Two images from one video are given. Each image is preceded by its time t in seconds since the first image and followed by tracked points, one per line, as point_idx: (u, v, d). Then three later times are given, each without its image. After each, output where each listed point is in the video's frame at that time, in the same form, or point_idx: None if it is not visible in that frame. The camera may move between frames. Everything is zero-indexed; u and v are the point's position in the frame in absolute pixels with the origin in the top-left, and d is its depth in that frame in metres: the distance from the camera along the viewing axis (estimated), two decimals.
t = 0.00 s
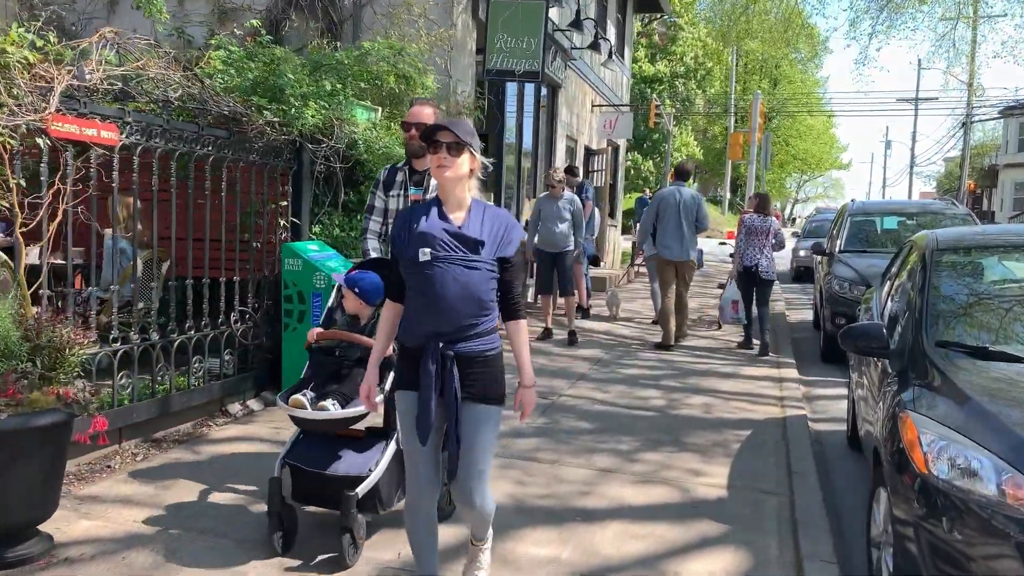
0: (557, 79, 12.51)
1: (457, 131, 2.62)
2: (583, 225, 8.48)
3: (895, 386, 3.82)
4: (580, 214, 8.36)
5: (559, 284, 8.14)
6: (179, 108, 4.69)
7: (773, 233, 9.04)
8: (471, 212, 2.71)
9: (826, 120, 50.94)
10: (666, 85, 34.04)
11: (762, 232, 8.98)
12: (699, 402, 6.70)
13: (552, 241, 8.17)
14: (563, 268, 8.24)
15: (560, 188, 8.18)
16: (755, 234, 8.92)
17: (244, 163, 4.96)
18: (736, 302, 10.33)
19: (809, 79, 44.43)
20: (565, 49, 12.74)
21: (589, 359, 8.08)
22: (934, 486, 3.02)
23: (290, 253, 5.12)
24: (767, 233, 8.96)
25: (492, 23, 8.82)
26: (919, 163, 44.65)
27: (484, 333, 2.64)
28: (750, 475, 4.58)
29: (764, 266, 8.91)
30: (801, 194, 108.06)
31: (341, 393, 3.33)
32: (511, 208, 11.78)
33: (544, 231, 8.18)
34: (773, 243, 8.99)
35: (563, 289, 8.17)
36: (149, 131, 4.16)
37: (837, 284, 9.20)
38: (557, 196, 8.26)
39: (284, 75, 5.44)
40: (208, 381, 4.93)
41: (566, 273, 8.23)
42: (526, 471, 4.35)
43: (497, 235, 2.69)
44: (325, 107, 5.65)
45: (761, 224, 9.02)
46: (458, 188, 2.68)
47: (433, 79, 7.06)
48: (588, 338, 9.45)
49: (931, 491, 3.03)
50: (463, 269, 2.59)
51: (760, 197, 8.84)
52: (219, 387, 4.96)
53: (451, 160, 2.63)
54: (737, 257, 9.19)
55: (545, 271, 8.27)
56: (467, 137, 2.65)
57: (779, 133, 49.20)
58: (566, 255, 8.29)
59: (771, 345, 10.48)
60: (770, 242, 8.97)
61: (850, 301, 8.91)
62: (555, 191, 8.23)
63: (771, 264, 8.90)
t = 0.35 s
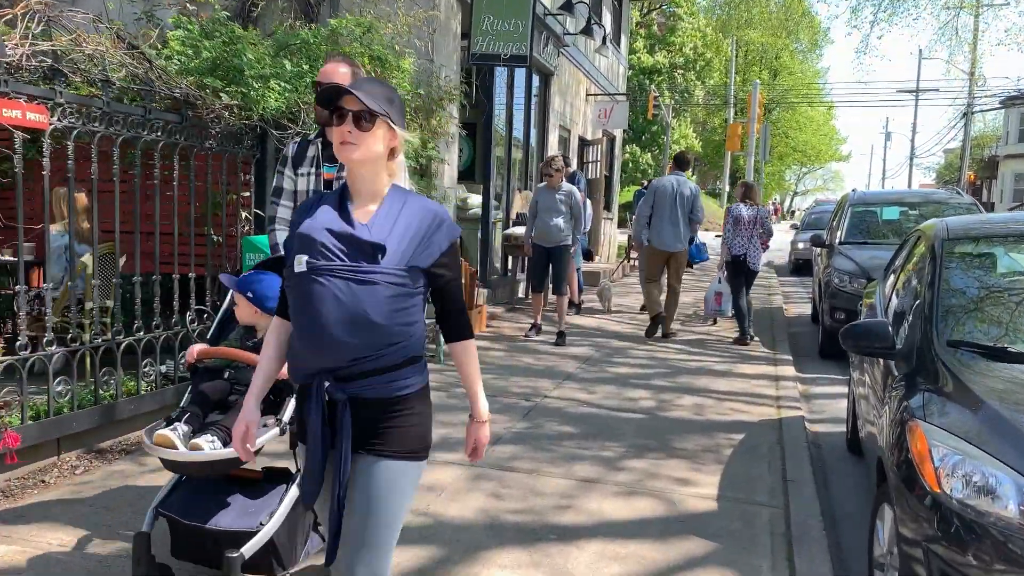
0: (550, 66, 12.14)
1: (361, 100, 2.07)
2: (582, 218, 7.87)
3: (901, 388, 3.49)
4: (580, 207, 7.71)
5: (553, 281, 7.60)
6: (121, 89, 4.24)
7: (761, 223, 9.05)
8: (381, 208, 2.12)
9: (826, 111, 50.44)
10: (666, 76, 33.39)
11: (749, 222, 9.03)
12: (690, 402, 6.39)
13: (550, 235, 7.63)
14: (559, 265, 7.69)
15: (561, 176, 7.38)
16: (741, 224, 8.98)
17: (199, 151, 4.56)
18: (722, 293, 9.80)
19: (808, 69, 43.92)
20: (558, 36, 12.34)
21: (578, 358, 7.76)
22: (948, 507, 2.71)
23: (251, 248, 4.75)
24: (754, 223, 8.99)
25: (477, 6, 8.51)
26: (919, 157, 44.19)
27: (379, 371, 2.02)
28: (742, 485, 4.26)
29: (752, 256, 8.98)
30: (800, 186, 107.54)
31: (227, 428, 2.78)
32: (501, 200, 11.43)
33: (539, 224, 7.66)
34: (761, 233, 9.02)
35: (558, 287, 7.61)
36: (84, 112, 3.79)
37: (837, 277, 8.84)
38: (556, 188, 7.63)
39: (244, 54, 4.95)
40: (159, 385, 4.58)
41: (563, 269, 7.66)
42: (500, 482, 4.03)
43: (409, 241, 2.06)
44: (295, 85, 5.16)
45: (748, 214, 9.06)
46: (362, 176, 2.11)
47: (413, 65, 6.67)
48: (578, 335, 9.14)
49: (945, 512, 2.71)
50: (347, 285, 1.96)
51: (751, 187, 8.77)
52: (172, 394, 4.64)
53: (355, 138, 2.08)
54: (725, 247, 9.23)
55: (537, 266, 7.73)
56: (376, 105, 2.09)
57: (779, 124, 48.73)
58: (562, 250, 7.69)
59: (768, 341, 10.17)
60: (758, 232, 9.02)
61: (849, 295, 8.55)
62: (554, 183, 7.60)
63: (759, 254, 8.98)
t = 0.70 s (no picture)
0: (544, 63, 11.80)
1: (162, 51, 1.49)
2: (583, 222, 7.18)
3: (910, 411, 3.19)
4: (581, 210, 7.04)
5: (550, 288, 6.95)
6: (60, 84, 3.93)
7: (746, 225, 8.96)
8: (187, 218, 1.54)
9: (827, 110, 50.07)
10: (667, 76, 32.55)
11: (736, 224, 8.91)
12: (685, 416, 6.08)
13: (547, 238, 6.96)
14: (558, 271, 7.00)
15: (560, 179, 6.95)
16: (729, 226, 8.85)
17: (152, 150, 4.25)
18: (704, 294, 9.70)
19: (808, 69, 43.56)
20: (553, 33, 12.00)
21: (569, 367, 7.45)
22: (966, 557, 2.41)
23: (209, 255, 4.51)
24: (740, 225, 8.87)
25: None
26: (919, 157, 43.84)
27: (151, 477, 1.43)
28: (736, 513, 3.98)
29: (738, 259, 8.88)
30: (800, 185, 107.26)
31: (19, 525, 2.14)
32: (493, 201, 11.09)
33: (536, 225, 7.02)
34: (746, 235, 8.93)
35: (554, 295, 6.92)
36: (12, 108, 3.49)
37: (837, 281, 8.54)
38: (555, 189, 7.06)
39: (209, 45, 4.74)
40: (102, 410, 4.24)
41: (562, 276, 7.00)
42: (475, 514, 3.75)
43: (198, 284, 1.43)
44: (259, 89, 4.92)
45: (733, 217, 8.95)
46: (166, 165, 1.54)
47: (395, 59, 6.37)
48: (570, 341, 8.87)
49: (962, 563, 2.42)
50: (94, 340, 1.41)
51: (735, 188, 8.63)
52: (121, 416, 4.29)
53: (152, 105, 1.51)
54: (714, 248, 9.14)
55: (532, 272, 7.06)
56: (192, 59, 1.50)
57: (779, 123, 48.38)
58: (561, 254, 6.97)
59: (767, 347, 9.86)
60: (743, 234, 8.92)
61: (849, 300, 8.24)
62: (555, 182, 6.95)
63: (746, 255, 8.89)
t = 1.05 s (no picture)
0: (549, 67, 11.51)
1: None
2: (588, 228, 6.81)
3: (945, 445, 2.78)
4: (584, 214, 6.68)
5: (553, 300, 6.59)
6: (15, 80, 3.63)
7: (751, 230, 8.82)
8: None
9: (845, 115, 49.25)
10: (681, 83, 32.37)
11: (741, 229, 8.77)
12: (694, 438, 5.68)
13: (549, 247, 6.58)
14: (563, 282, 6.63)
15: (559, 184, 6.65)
16: (734, 230, 8.72)
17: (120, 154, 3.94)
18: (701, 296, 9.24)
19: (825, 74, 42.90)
20: (559, 37, 11.72)
21: (572, 382, 7.08)
22: None
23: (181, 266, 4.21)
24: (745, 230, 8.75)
25: (466, 2, 7.89)
26: (942, 162, 42.86)
27: None
28: (747, 552, 3.62)
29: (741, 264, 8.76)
30: (818, 192, 105.81)
31: None
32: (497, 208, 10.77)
33: (535, 235, 6.66)
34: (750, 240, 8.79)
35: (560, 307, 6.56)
36: None
37: (859, 291, 8.07)
38: (552, 195, 6.72)
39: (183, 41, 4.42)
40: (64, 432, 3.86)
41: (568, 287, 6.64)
42: (459, 552, 3.45)
43: None
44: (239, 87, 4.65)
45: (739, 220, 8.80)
46: None
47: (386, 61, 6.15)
48: (576, 354, 8.50)
49: None
50: None
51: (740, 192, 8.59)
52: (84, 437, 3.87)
53: None
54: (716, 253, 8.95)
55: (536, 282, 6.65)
56: None
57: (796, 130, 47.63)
58: (563, 263, 6.62)
59: (784, 360, 9.39)
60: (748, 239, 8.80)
61: (873, 311, 7.79)
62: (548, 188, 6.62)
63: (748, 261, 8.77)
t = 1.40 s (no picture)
0: (570, 70, 11.16)
1: None
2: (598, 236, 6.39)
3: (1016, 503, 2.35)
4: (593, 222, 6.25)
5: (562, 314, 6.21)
6: None
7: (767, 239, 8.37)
8: None
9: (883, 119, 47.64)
10: (711, 87, 31.61)
11: (757, 238, 8.33)
12: (718, 467, 5.25)
13: (557, 257, 6.18)
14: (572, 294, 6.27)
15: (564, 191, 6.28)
16: (748, 239, 8.27)
17: (101, 161, 3.74)
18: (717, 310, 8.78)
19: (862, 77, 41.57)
20: (581, 39, 11.37)
21: (589, 401, 6.69)
22: None
23: (167, 279, 3.96)
24: (762, 239, 8.30)
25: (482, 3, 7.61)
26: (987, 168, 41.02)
27: None
28: None
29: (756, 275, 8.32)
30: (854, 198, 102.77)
31: None
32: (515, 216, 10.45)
33: (541, 246, 6.26)
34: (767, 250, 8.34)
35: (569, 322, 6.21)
36: None
37: (901, 305, 7.42)
38: (558, 202, 6.33)
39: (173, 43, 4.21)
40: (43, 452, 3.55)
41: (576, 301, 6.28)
42: None
43: None
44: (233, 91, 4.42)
45: (755, 229, 8.35)
46: None
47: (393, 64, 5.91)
48: (594, 370, 8.10)
49: None
50: None
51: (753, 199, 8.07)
52: (61, 461, 3.61)
53: None
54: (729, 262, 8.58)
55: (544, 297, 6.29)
56: None
57: (831, 134, 46.22)
58: (574, 274, 6.23)
59: (819, 379, 8.83)
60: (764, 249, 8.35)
61: (919, 328, 7.15)
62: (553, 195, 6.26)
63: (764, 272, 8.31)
